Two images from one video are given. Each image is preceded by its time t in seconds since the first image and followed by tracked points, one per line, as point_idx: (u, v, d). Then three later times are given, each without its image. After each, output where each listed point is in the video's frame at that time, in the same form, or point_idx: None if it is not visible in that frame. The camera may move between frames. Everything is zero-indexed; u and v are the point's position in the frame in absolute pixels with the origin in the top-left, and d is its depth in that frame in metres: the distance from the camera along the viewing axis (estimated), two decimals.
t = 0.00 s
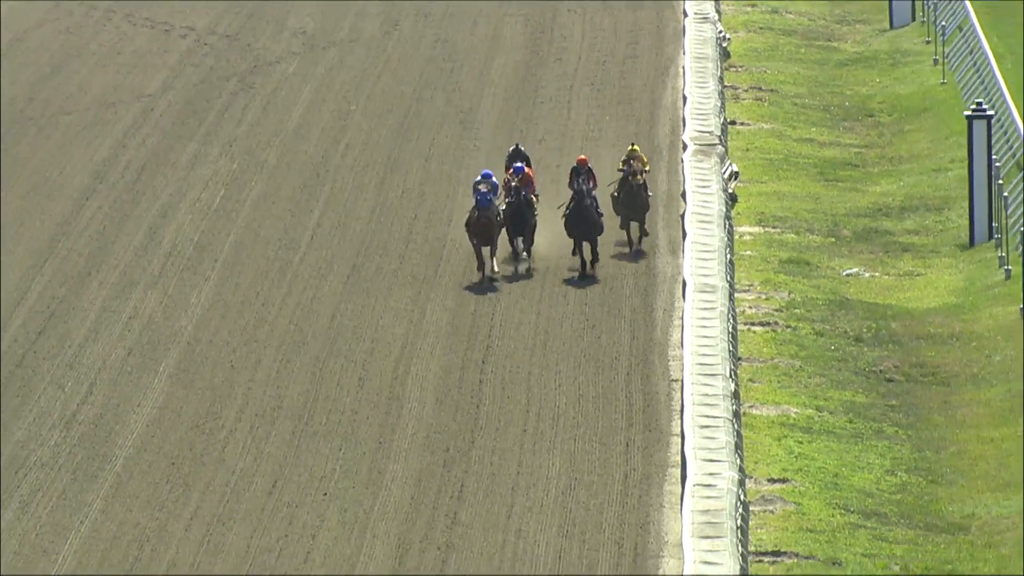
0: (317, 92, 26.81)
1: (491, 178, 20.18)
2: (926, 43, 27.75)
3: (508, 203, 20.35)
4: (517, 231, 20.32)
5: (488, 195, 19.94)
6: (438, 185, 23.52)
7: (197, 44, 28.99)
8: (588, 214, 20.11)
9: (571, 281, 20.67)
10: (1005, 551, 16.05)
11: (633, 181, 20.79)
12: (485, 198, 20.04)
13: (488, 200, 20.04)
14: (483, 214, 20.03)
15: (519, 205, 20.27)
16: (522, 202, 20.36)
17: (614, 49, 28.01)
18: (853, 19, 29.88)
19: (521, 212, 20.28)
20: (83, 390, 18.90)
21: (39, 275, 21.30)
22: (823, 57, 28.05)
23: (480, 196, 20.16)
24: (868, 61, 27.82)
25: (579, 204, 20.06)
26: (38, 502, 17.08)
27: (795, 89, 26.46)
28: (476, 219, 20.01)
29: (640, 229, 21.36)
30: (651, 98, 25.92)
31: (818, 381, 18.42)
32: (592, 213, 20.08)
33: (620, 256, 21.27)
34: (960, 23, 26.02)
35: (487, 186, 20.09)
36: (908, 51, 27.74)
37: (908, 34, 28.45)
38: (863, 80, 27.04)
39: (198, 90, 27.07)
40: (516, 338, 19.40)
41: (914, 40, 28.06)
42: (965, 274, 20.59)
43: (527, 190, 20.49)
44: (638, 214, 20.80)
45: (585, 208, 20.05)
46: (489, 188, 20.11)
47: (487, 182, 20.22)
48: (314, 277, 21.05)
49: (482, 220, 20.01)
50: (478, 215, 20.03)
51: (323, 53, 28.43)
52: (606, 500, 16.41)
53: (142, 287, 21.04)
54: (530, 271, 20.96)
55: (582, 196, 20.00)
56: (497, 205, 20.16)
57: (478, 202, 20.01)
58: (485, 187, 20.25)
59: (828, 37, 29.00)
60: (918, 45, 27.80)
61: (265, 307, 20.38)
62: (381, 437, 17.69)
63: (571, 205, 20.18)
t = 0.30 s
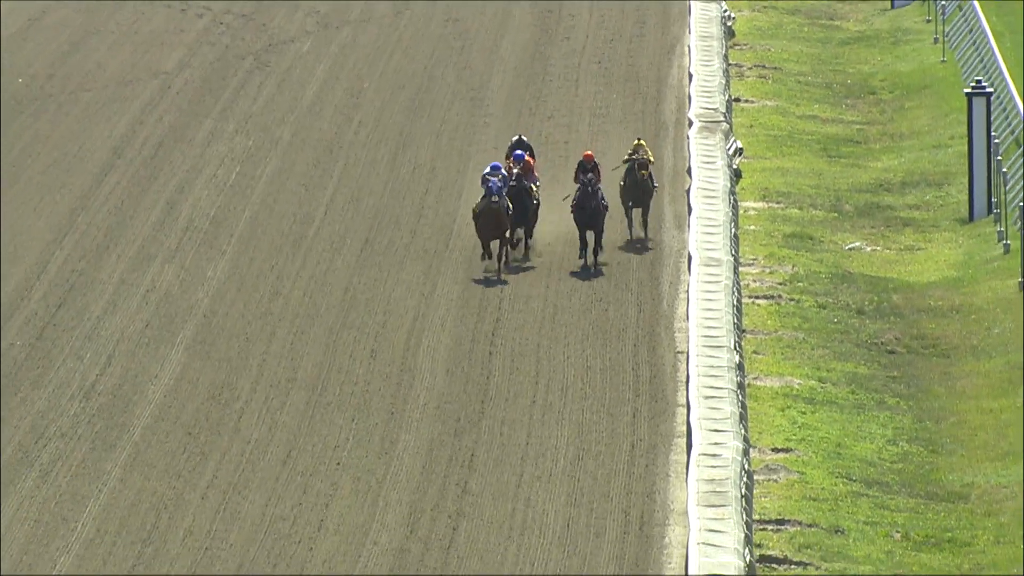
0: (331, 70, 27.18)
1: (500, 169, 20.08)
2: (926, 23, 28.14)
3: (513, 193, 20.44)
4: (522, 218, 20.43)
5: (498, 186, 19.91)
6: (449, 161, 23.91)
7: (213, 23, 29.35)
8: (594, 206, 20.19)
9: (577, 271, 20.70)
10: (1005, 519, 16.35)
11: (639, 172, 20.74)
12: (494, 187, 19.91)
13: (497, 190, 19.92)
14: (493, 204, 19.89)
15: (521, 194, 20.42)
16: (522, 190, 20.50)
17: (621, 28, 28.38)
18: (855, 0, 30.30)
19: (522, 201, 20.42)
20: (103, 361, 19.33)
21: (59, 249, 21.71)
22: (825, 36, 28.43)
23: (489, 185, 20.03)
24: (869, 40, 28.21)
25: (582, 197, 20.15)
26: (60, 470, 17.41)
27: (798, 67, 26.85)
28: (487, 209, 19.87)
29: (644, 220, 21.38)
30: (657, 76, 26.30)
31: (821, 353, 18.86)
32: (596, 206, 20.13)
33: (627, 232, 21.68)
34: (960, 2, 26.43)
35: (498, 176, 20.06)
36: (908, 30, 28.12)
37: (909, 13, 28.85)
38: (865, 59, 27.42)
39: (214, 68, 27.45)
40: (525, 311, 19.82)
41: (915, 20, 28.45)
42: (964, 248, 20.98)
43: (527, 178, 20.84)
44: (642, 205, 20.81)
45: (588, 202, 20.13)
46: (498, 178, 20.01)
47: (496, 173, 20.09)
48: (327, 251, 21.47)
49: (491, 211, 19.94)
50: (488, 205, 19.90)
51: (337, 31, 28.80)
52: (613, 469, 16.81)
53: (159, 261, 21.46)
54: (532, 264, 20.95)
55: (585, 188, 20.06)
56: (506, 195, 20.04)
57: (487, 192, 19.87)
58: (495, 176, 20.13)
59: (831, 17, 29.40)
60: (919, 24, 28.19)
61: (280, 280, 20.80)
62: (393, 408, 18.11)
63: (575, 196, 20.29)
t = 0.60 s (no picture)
0: (337, 56, 27.57)
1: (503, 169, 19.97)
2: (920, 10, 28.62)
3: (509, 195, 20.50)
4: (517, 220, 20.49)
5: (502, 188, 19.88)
6: (453, 145, 24.30)
7: (223, 10, 29.71)
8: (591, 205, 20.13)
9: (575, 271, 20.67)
10: (996, 495, 16.85)
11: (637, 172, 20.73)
12: (496, 189, 19.86)
13: (500, 192, 19.87)
14: (496, 206, 19.83)
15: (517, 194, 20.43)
16: (515, 191, 20.52)
17: (622, 14, 28.77)
18: None
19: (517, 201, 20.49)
20: (115, 340, 19.76)
21: (71, 232, 22.11)
22: (821, 22, 28.91)
23: (491, 187, 19.96)
24: (866, 26, 28.67)
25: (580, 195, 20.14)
26: (74, 446, 17.80)
27: (795, 53, 27.30)
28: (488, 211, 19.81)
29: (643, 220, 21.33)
30: (657, 62, 26.70)
31: (817, 333, 19.30)
32: (595, 205, 20.08)
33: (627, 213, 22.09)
34: None
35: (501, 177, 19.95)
36: (903, 17, 28.59)
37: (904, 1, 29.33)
38: (861, 45, 27.89)
39: (223, 54, 27.82)
40: (527, 292, 20.24)
41: (910, 7, 28.95)
42: (958, 229, 21.42)
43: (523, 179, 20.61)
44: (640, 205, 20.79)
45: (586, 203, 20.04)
46: (500, 180, 19.89)
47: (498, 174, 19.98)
48: (334, 233, 21.89)
49: (495, 213, 19.87)
50: (489, 208, 19.85)
51: (344, 18, 29.18)
52: (613, 446, 17.23)
53: (169, 242, 21.87)
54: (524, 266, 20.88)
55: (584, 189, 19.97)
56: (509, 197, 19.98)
57: (489, 194, 19.82)
58: (497, 178, 20.02)
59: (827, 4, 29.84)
60: (913, 11, 28.68)
61: (287, 262, 21.23)
62: (398, 386, 18.54)
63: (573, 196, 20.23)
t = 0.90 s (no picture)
0: (346, 45, 27.99)
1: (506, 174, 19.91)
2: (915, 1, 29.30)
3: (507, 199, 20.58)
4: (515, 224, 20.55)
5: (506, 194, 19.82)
6: (458, 132, 24.71)
7: None
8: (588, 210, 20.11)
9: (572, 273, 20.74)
10: (989, 474, 17.11)
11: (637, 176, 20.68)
12: (502, 195, 19.89)
13: (506, 197, 19.91)
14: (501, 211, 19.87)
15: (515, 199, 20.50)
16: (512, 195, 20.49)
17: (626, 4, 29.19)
18: None
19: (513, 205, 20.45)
20: (128, 323, 20.18)
21: (83, 217, 22.52)
22: (818, 12, 29.56)
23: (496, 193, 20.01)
24: (862, 16, 29.33)
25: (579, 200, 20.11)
26: (88, 426, 18.21)
27: (793, 43, 27.89)
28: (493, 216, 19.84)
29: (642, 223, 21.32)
30: (658, 50, 27.15)
31: (814, 316, 19.76)
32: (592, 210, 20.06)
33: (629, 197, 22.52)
34: None
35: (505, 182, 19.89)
36: (899, 8, 29.33)
37: None
38: (857, 34, 28.51)
39: (233, 42, 28.23)
40: (531, 277, 20.68)
41: None
42: (953, 214, 21.84)
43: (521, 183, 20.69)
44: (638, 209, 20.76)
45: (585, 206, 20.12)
46: (506, 185, 19.93)
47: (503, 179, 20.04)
48: (342, 218, 22.33)
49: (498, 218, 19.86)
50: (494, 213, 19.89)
51: (351, 8, 29.60)
52: (615, 426, 17.66)
53: (180, 227, 22.28)
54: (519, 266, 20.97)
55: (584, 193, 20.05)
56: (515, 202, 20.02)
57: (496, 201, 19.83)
58: (502, 183, 20.08)
59: None
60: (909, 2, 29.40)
61: (297, 247, 21.66)
62: (405, 367, 18.97)
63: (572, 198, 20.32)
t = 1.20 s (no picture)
0: (355, 27, 28.42)
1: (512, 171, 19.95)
2: None
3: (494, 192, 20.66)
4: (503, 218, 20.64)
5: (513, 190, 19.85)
6: (465, 112, 25.14)
7: None
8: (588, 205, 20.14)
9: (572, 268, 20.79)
10: (985, 447, 17.50)
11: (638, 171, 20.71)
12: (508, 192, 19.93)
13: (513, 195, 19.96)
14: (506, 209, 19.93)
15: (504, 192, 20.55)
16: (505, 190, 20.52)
17: None
18: None
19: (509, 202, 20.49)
20: (142, 300, 20.63)
21: (97, 196, 22.96)
22: None
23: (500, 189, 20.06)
24: None
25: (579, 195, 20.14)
26: (104, 400, 18.68)
27: (793, 25, 28.42)
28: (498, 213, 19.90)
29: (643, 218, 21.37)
30: (661, 31, 27.61)
31: (814, 292, 20.22)
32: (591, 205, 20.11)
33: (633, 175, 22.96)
34: None
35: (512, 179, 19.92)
36: None
37: None
38: (856, 16, 29.06)
39: (245, 24, 28.65)
40: (536, 255, 21.14)
41: None
42: (949, 192, 22.33)
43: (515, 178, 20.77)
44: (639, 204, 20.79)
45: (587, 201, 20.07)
46: (513, 182, 20.00)
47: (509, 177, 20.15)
48: (351, 196, 22.78)
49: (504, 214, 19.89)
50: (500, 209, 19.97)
51: None
52: (619, 400, 18.11)
53: (193, 206, 22.73)
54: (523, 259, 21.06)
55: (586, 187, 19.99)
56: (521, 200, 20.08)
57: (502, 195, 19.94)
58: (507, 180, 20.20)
59: None
60: None
61: (307, 225, 22.10)
62: (414, 342, 19.43)
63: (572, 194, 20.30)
